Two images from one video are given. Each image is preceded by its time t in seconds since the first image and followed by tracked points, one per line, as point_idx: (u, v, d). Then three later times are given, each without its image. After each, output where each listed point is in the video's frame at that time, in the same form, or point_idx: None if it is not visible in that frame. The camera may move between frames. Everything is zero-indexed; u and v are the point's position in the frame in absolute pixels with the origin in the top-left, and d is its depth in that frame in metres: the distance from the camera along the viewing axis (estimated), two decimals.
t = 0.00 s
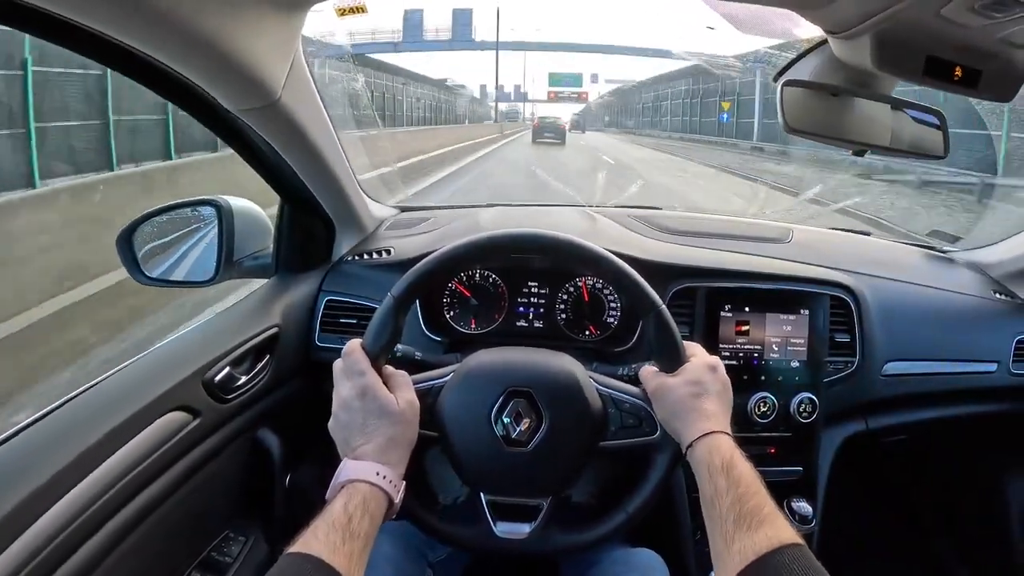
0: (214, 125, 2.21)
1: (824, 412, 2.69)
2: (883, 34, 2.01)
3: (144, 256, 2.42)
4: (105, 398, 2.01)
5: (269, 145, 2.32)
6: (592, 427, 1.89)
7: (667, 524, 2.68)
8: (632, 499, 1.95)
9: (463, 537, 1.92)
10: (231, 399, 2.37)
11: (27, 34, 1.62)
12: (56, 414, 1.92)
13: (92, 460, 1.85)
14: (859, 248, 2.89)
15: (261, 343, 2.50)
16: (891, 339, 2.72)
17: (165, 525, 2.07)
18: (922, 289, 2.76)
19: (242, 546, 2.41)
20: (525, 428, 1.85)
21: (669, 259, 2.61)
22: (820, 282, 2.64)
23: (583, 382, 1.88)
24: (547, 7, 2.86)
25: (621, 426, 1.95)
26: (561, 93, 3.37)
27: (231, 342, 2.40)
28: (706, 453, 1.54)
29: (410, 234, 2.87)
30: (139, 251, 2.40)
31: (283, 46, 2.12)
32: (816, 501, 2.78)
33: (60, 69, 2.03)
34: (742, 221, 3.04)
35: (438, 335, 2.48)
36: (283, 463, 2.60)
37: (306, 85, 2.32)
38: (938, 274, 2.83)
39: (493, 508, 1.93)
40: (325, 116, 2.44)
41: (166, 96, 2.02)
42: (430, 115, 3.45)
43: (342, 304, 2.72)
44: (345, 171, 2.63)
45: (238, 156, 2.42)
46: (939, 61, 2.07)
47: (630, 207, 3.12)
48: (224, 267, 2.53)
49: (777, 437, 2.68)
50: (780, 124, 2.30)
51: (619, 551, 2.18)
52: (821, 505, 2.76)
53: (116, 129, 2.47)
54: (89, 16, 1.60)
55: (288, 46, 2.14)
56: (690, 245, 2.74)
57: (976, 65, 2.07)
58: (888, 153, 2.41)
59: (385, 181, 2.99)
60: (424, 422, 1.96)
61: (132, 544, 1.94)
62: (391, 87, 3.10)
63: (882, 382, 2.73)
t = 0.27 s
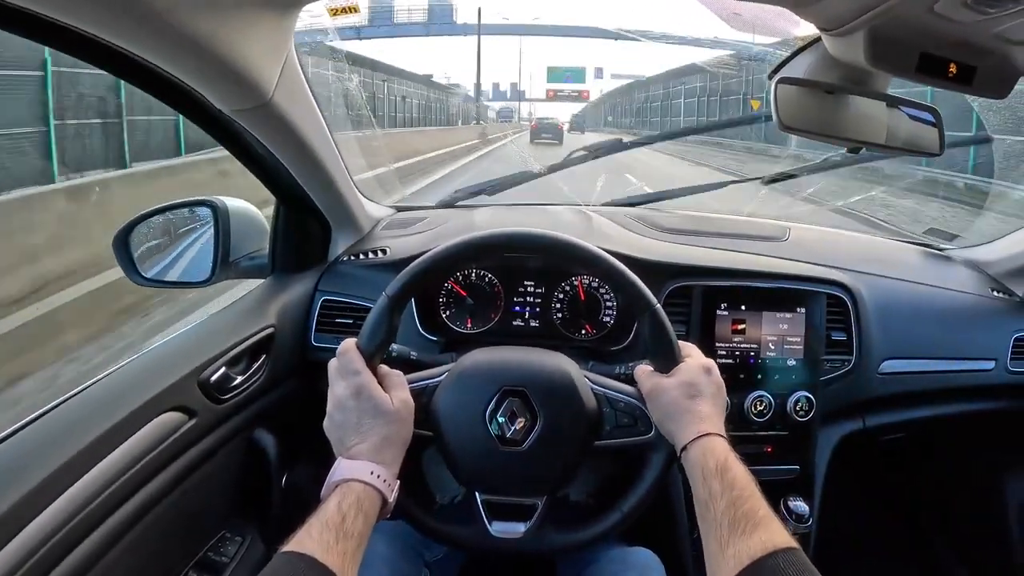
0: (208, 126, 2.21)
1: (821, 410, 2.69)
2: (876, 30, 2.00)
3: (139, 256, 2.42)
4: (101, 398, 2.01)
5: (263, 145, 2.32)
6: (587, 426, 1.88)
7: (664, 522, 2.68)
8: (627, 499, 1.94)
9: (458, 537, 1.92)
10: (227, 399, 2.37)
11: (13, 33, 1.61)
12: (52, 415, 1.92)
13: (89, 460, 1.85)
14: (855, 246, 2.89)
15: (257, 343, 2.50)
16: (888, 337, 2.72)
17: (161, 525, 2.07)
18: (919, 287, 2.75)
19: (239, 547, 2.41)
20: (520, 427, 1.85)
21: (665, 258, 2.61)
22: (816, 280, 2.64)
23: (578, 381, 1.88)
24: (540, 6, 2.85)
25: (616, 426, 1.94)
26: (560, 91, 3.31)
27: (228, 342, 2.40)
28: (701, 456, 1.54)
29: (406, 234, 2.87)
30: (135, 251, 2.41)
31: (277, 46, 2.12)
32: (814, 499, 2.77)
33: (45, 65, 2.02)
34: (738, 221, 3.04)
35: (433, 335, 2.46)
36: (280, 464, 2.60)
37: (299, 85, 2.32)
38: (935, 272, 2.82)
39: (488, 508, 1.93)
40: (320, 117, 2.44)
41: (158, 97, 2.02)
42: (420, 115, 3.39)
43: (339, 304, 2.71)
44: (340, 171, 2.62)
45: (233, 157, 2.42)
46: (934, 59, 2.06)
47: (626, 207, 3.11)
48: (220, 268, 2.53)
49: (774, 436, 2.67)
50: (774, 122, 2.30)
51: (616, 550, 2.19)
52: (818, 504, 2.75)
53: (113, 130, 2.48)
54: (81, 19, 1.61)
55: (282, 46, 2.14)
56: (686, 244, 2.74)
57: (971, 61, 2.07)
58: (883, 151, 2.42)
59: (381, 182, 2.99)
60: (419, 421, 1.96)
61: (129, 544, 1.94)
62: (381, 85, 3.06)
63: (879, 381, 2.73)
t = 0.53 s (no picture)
0: (209, 131, 2.21)
1: (820, 412, 2.70)
2: (875, 34, 2.01)
3: (141, 259, 2.41)
4: (102, 402, 2.01)
5: (263, 149, 2.32)
6: (587, 429, 1.89)
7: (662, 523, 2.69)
8: (626, 501, 1.96)
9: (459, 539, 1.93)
10: (229, 402, 2.37)
11: (8, 39, 1.59)
12: (53, 419, 1.92)
13: (91, 464, 1.86)
14: (853, 248, 2.90)
15: (258, 346, 2.50)
16: (886, 339, 2.73)
17: (163, 529, 2.08)
18: (917, 289, 2.76)
19: (241, 549, 2.42)
20: (520, 430, 1.86)
21: (664, 261, 2.62)
22: (815, 282, 2.65)
23: (578, 385, 1.88)
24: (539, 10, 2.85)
25: (616, 429, 1.95)
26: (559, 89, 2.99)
27: (228, 346, 2.41)
28: (706, 501, 1.55)
29: (406, 237, 2.88)
30: (136, 255, 2.40)
31: (277, 51, 2.12)
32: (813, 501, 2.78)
33: (41, 72, 2.00)
34: (736, 223, 3.04)
35: (433, 338, 2.47)
36: (280, 466, 2.60)
37: (301, 91, 2.33)
38: (933, 274, 2.83)
39: (489, 510, 1.93)
40: (321, 121, 2.44)
41: (159, 102, 2.02)
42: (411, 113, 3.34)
43: (339, 307, 2.72)
44: (340, 175, 2.63)
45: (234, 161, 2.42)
46: (932, 63, 2.07)
47: (625, 210, 3.12)
48: (220, 272, 2.54)
49: (773, 438, 2.68)
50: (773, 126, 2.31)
51: (616, 549, 2.20)
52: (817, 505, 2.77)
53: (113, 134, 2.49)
54: (82, 26, 1.61)
55: (282, 51, 2.15)
56: (685, 246, 2.74)
57: (969, 66, 2.08)
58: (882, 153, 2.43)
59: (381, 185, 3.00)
60: (420, 424, 1.96)
61: (131, 548, 1.94)
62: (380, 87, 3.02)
63: (878, 382, 2.74)
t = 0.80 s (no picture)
0: (206, 129, 2.20)
1: (820, 411, 2.69)
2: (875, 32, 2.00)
3: (139, 259, 2.41)
4: (101, 402, 2.00)
5: (262, 148, 2.32)
6: (587, 430, 1.87)
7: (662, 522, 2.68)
8: (625, 503, 1.90)
9: (459, 540, 1.92)
10: (227, 402, 2.36)
11: (14, 37, 1.61)
12: (52, 419, 1.91)
13: (89, 465, 1.84)
14: (852, 248, 2.89)
15: (258, 346, 2.50)
16: (887, 339, 2.72)
17: (162, 529, 2.07)
18: (918, 289, 2.75)
19: (240, 550, 2.41)
20: (521, 431, 1.85)
21: (664, 261, 2.61)
22: (815, 282, 2.64)
23: (579, 386, 1.87)
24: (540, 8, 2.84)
25: (617, 430, 1.91)
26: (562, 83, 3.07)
27: (227, 345, 2.40)
28: None
29: (405, 236, 2.87)
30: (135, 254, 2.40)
31: (276, 50, 2.11)
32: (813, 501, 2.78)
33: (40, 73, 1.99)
34: (737, 223, 3.04)
35: (434, 338, 2.46)
36: (279, 466, 2.60)
37: (300, 89, 2.32)
38: (934, 273, 2.83)
39: (488, 511, 1.92)
40: (320, 120, 2.44)
41: (157, 100, 2.01)
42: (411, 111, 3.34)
43: (338, 307, 2.71)
44: (339, 175, 2.62)
45: (232, 160, 2.41)
46: (933, 62, 2.06)
47: (625, 209, 3.11)
48: (219, 272, 2.54)
49: (774, 438, 2.67)
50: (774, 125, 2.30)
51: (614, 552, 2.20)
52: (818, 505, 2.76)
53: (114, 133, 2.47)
54: (79, 22, 1.60)
55: (281, 49, 2.14)
56: (686, 246, 2.74)
57: (970, 65, 2.07)
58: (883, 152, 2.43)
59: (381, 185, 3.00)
60: (420, 424, 1.96)
61: (129, 549, 1.93)
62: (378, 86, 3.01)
63: (879, 382, 2.73)
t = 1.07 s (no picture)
0: (194, 128, 2.18)
1: (815, 412, 2.67)
2: (866, 28, 1.97)
3: (131, 259, 2.39)
4: (89, 401, 1.99)
5: (252, 148, 2.31)
6: (575, 431, 1.85)
7: (655, 525, 2.66)
8: (613, 507, 1.89)
9: (448, 542, 1.90)
10: (218, 402, 2.35)
11: None
12: (39, 418, 1.90)
13: (76, 464, 1.83)
14: (849, 247, 2.87)
15: (249, 345, 2.49)
16: (882, 339, 2.70)
17: (151, 530, 2.05)
18: (914, 290, 2.73)
19: (230, 551, 2.39)
20: (509, 432, 1.84)
21: (657, 261, 2.59)
22: (810, 282, 2.62)
23: (568, 387, 1.85)
24: (535, 8, 2.83)
25: (606, 434, 1.89)
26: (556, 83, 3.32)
27: (218, 345, 2.38)
28: None
29: (398, 237, 2.86)
30: (126, 255, 2.38)
31: (263, 47, 2.10)
32: (809, 503, 2.76)
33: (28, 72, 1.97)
34: (732, 222, 3.01)
35: (426, 339, 2.46)
36: (270, 467, 2.58)
37: (287, 90, 2.30)
38: (930, 273, 2.81)
39: (474, 512, 1.91)
40: (309, 120, 2.42)
41: (144, 100, 2.00)
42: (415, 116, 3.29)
43: (331, 308, 2.70)
44: (331, 175, 2.61)
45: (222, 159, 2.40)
46: (926, 58, 2.04)
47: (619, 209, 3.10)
48: (212, 272, 2.52)
49: (768, 439, 2.65)
50: (767, 123, 2.29)
51: (605, 553, 2.22)
52: (813, 507, 2.74)
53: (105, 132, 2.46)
54: (63, 21, 1.59)
55: (269, 47, 2.13)
56: (680, 246, 2.72)
57: (963, 59, 2.05)
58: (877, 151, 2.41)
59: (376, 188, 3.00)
60: (408, 425, 1.94)
61: (117, 550, 1.91)
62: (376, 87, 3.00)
63: (874, 383, 2.71)
